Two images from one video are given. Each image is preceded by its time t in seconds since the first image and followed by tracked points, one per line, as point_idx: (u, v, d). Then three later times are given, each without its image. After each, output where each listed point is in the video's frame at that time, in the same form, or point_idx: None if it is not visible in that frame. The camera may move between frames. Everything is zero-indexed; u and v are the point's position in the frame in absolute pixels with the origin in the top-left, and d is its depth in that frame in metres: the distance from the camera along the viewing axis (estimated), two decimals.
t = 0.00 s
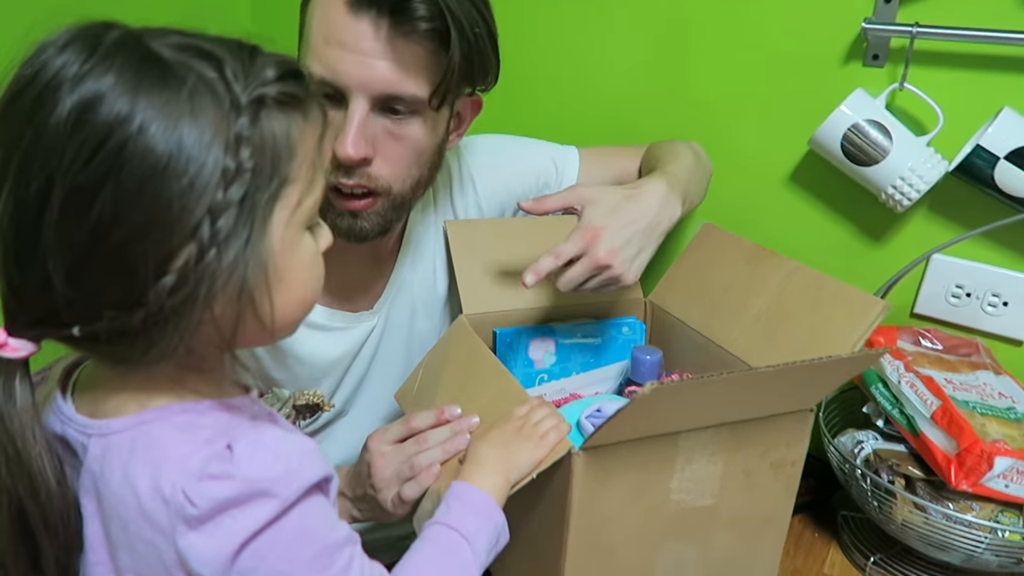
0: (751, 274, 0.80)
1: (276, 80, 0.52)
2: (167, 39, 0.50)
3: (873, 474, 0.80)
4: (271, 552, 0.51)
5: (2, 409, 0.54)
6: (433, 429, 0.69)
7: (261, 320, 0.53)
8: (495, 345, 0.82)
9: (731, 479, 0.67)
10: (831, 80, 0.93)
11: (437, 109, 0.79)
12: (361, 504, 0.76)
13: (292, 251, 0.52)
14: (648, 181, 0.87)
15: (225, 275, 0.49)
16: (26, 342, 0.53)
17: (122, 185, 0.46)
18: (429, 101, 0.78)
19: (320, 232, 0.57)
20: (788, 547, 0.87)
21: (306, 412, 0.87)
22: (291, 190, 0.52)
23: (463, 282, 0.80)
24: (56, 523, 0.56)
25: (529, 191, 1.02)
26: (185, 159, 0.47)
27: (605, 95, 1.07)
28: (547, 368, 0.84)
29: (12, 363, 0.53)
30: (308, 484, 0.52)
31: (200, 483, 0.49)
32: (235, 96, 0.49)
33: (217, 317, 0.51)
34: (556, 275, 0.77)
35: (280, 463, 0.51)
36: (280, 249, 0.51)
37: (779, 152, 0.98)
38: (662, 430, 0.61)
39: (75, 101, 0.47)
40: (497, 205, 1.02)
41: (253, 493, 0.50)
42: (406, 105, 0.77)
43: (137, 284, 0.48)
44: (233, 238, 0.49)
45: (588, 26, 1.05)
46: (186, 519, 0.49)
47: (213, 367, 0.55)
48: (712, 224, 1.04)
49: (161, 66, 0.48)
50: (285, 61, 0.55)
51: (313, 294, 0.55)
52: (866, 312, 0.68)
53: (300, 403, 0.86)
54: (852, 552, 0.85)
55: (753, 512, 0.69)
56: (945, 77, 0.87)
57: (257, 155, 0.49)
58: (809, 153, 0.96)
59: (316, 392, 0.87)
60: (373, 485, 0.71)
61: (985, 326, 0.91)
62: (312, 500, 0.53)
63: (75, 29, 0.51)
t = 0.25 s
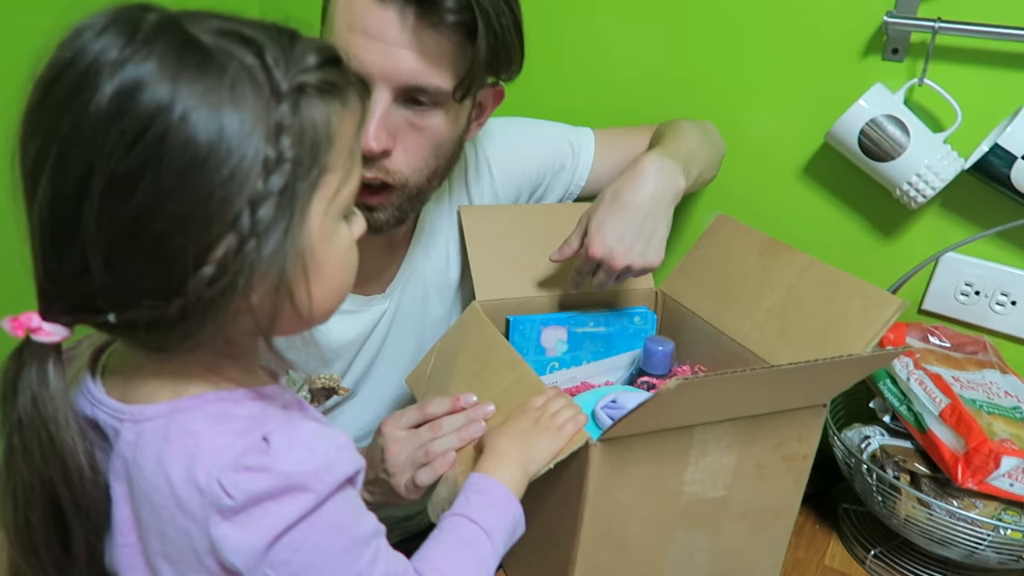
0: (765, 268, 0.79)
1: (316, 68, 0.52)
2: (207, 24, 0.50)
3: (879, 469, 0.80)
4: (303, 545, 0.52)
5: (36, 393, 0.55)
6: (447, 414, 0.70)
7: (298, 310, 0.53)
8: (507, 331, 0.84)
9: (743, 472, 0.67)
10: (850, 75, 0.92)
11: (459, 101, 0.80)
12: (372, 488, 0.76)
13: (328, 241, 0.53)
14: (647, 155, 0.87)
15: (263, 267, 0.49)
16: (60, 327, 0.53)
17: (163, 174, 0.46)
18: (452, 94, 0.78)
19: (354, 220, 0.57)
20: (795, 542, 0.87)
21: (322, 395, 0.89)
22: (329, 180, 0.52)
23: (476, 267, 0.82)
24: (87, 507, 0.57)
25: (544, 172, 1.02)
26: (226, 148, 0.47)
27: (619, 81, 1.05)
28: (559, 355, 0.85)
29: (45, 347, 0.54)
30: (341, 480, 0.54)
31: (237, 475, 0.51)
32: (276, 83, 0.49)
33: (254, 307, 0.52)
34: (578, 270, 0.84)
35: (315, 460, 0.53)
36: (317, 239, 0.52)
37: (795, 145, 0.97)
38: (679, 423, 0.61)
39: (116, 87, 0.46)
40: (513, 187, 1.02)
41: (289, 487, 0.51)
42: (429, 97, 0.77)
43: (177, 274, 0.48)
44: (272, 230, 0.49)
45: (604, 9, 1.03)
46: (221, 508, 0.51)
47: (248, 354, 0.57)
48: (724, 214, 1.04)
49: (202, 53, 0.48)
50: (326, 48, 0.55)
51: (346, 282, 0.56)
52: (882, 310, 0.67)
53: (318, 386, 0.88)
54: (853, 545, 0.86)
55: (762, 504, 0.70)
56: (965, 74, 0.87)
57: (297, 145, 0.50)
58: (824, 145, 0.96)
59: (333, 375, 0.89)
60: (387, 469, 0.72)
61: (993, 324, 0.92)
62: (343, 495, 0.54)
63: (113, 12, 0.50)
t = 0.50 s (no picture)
0: (770, 280, 0.80)
1: (340, 57, 0.52)
2: (229, 9, 0.49)
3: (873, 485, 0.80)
4: (312, 529, 0.51)
5: (45, 376, 0.55)
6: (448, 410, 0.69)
7: (310, 305, 0.53)
8: (509, 330, 0.83)
9: (743, 483, 0.68)
10: (860, 91, 0.92)
11: (477, 106, 0.79)
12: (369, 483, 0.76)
13: (345, 236, 0.52)
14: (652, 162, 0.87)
15: (277, 261, 0.49)
16: (70, 311, 0.53)
17: (180, 163, 0.46)
18: (471, 100, 0.78)
19: (372, 213, 0.57)
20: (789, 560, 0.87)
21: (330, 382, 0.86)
22: (347, 174, 0.51)
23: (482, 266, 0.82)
24: (90, 493, 0.58)
25: (551, 171, 1.02)
26: (245, 138, 0.46)
27: (629, 85, 1.05)
28: (560, 357, 0.85)
29: (54, 331, 0.54)
30: (349, 465, 0.53)
31: (245, 457, 0.50)
32: (297, 72, 0.49)
33: (266, 302, 0.51)
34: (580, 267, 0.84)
35: (323, 443, 0.52)
36: (333, 234, 0.51)
37: (803, 158, 0.97)
38: (682, 431, 0.61)
39: (135, 73, 0.46)
40: (520, 185, 1.02)
41: (298, 469, 0.51)
42: (446, 101, 0.77)
43: (189, 266, 0.48)
44: (288, 227, 0.49)
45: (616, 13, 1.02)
46: (227, 491, 0.50)
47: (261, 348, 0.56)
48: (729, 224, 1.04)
49: (223, 39, 0.47)
50: (350, 35, 0.54)
51: (358, 278, 0.55)
52: (887, 328, 0.68)
53: (325, 374, 0.84)
54: (842, 560, 0.86)
55: (760, 516, 0.70)
56: (976, 96, 0.87)
57: (318, 137, 0.49)
58: (831, 160, 0.96)
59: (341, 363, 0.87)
60: (383, 465, 0.72)
61: (990, 346, 0.92)
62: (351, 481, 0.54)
63: None
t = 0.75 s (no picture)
0: (752, 282, 0.80)
1: (325, 51, 0.51)
2: None
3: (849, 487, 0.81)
4: (284, 504, 0.51)
5: (20, 362, 0.55)
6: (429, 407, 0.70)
7: (290, 300, 0.53)
8: (491, 326, 0.84)
9: (720, 483, 0.68)
10: (845, 95, 0.93)
11: (464, 100, 0.79)
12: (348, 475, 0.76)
13: (328, 232, 0.52)
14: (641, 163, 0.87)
15: (257, 255, 0.49)
16: (46, 299, 0.53)
17: (161, 153, 0.45)
18: (458, 93, 0.77)
19: (355, 209, 0.56)
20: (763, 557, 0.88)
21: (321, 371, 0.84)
22: (332, 168, 0.51)
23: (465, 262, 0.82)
24: (64, 483, 0.57)
25: (537, 170, 1.02)
26: (227, 130, 0.46)
27: (617, 84, 1.05)
28: (541, 354, 0.85)
29: (30, 319, 0.54)
30: (320, 442, 0.53)
31: (211, 437, 0.50)
32: (282, 65, 0.48)
33: (245, 296, 0.51)
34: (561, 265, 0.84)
35: (290, 421, 0.52)
36: (315, 230, 0.51)
37: (789, 161, 0.98)
38: (660, 431, 0.61)
39: (117, 62, 0.45)
40: (504, 182, 1.02)
41: (267, 447, 0.51)
42: (435, 93, 0.77)
43: (168, 257, 0.48)
44: (268, 222, 0.48)
45: (606, 11, 1.02)
46: (195, 472, 0.50)
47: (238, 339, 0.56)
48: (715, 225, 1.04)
49: (207, 29, 0.47)
50: (338, 29, 0.54)
51: (342, 273, 0.55)
52: (866, 333, 0.68)
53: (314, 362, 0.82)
54: (817, 560, 0.87)
55: (736, 516, 0.71)
56: (960, 103, 0.88)
57: (301, 131, 0.48)
58: (815, 164, 0.96)
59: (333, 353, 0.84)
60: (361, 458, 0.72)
61: (968, 351, 0.93)
62: (326, 454, 0.53)
63: None
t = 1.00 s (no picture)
0: (747, 285, 0.80)
1: (335, 49, 0.51)
2: None
3: (842, 490, 0.81)
4: (285, 458, 0.51)
5: (12, 348, 0.54)
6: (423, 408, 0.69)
7: (290, 291, 0.52)
8: (487, 327, 0.84)
9: (714, 485, 0.68)
10: (841, 100, 0.93)
11: (474, 98, 0.80)
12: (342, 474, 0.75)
13: (328, 228, 0.51)
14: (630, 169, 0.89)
15: (259, 243, 0.48)
16: (42, 283, 0.52)
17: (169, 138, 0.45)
18: (471, 91, 0.78)
19: (355, 208, 0.55)
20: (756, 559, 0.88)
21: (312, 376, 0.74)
22: (335, 162, 0.50)
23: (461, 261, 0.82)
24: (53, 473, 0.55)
25: (530, 170, 1.03)
26: (236, 120, 0.46)
27: (614, 87, 1.06)
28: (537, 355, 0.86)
29: (25, 302, 0.54)
30: (313, 399, 0.52)
31: (204, 408, 0.50)
32: (293, 60, 0.49)
33: (244, 283, 0.50)
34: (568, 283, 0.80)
35: (281, 378, 0.52)
36: (317, 223, 0.50)
37: (784, 163, 0.98)
38: (656, 432, 0.61)
39: (130, 47, 0.46)
40: (497, 181, 1.03)
41: (261, 407, 0.50)
42: (448, 92, 0.77)
43: (170, 241, 0.47)
44: (273, 207, 0.48)
45: (603, 15, 1.02)
46: (191, 446, 0.50)
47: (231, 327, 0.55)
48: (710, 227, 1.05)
49: (221, 20, 0.47)
50: (348, 28, 0.54)
51: (339, 270, 0.54)
52: (861, 335, 0.68)
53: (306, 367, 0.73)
54: (810, 563, 0.87)
55: (729, 518, 0.71)
56: (953, 111, 0.88)
57: (308, 124, 0.48)
58: (808, 169, 0.97)
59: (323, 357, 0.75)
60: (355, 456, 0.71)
61: (960, 356, 0.94)
62: (320, 407, 0.53)
63: None
